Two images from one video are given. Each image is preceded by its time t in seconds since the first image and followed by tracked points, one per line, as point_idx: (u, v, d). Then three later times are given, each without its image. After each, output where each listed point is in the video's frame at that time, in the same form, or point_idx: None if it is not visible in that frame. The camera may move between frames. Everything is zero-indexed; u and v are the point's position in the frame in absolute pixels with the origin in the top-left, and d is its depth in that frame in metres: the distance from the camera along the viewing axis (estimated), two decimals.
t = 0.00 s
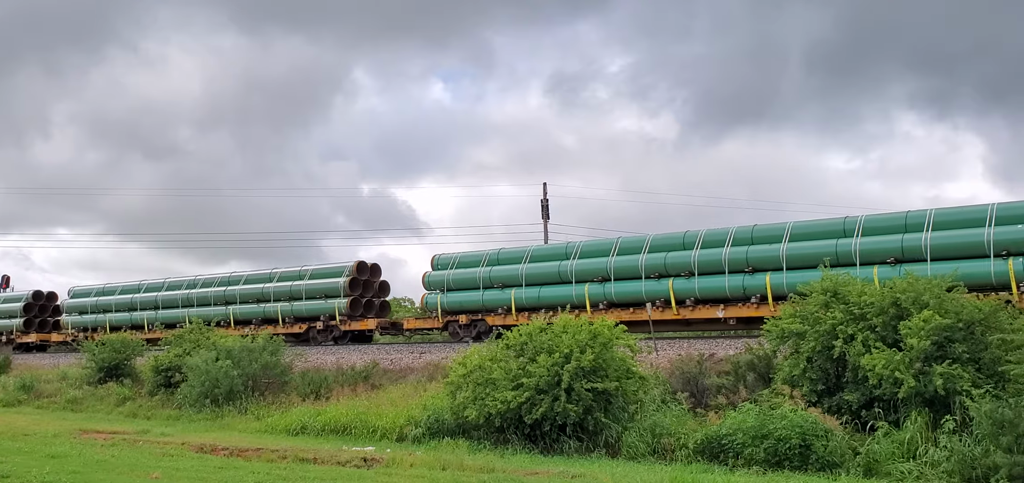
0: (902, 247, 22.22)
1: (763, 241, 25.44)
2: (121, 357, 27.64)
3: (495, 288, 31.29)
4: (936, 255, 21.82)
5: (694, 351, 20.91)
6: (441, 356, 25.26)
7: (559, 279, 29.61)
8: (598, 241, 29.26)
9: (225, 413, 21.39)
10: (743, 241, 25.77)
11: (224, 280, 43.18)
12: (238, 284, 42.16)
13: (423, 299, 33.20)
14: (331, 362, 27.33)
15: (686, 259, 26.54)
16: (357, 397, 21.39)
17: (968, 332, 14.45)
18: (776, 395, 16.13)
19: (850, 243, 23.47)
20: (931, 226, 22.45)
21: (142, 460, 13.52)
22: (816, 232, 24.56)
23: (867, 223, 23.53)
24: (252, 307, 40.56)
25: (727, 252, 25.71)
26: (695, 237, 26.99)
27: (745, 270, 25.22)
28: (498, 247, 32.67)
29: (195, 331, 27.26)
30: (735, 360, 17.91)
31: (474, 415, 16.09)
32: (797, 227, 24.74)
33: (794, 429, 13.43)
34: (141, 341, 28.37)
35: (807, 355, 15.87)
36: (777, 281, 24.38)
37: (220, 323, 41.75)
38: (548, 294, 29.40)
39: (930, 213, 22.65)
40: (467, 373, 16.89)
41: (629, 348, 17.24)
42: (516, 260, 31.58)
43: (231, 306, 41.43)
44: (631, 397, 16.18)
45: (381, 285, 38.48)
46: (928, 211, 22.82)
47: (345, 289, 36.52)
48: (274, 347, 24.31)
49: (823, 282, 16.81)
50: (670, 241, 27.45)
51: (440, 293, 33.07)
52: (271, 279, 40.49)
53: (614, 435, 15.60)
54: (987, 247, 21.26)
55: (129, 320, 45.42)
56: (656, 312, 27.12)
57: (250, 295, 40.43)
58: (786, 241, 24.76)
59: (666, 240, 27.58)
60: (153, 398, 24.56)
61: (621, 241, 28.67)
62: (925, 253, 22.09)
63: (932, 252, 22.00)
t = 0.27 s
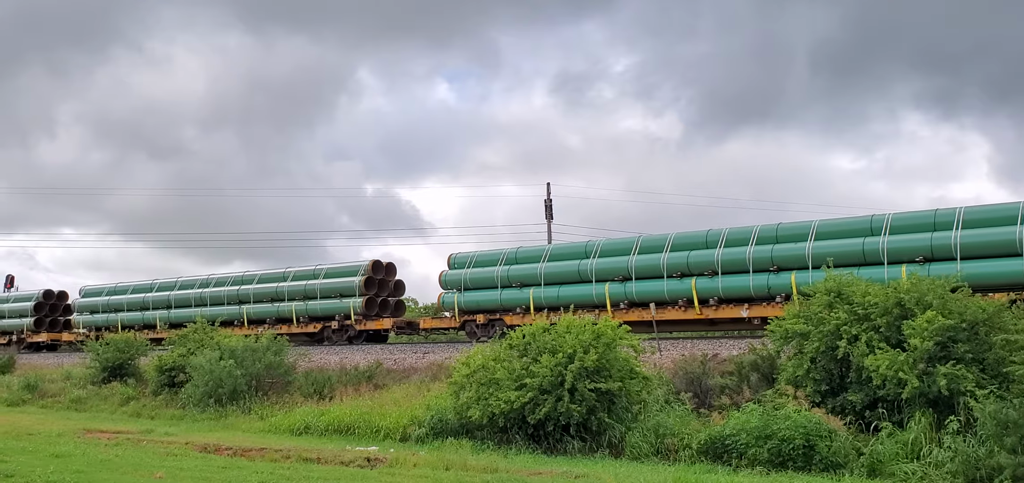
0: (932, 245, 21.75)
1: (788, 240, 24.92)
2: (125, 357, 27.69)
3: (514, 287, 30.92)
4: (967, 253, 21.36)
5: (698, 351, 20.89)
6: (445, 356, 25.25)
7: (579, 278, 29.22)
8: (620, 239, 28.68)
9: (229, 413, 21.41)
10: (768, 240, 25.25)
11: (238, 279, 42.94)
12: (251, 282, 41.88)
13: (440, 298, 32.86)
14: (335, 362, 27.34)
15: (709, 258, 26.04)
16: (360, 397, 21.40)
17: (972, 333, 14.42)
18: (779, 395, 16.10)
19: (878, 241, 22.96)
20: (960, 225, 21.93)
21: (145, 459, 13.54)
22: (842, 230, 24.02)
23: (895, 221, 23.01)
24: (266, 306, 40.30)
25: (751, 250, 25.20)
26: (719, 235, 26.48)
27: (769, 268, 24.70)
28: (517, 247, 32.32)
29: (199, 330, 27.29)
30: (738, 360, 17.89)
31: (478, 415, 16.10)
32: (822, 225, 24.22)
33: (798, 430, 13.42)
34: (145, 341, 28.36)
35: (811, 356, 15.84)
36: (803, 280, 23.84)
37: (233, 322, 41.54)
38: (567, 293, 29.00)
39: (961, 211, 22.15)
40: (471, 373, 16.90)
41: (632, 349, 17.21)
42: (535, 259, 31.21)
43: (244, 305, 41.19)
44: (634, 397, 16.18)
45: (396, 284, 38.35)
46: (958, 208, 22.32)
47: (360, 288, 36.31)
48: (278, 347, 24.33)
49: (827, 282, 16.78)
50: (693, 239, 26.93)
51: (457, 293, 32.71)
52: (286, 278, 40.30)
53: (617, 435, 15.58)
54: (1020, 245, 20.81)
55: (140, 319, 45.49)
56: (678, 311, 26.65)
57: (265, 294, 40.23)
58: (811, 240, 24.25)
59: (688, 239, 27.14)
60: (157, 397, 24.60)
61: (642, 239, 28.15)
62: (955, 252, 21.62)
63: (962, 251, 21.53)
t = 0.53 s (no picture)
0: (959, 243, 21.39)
1: (812, 239, 24.54)
2: (128, 356, 27.72)
3: (531, 285, 30.52)
4: (996, 251, 20.98)
5: (700, 351, 20.90)
6: (447, 356, 25.26)
7: (597, 276, 28.83)
8: (639, 238, 28.42)
9: (232, 413, 21.43)
10: (791, 239, 24.86)
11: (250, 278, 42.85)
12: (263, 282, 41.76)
13: (455, 297, 32.52)
14: (337, 362, 27.37)
15: (731, 256, 25.63)
16: (362, 397, 21.40)
17: (975, 332, 14.40)
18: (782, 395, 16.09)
19: (904, 239, 22.59)
20: (989, 223, 21.54)
21: (148, 459, 13.54)
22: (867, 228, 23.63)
23: (921, 219, 22.64)
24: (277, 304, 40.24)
25: (775, 249, 24.79)
26: (741, 234, 26.07)
27: (793, 267, 24.31)
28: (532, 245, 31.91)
29: (201, 330, 27.30)
30: (740, 360, 17.90)
31: (480, 415, 16.11)
32: (847, 224, 23.84)
33: (800, 430, 13.43)
34: (147, 341, 28.43)
35: (813, 356, 15.83)
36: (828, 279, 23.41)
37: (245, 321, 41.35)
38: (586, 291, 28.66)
39: (989, 208, 21.77)
40: (473, 373, 16.91)
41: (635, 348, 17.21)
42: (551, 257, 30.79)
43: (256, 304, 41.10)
44: (636, 397, 16.18)
45: (410, 284, 38.39)
46: (986, 206, 21.93)
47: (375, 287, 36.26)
48: (280, 347, 24.36)
49: (830, 282, 16.77)
50: (714, 237, 26.60)
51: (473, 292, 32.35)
52: (299, 277, 40.29)
53: (619, 435, 15.59)
54: None
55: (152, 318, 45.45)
56: (699, 310, 26.28)
57: (277, 293, 40.16)
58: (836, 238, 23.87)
59: (710, 237, 26.73)
60: (159, 397, 24.61)
61: (663, 237, 27.80)
62: (983, 249, 21.24)
63: (991, 249, 21.15)
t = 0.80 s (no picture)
0: (985, 241, 21.08)
1: (833, 237, 24.20)
2: (127, 357, 27.70)
3: (545, 285, 30.08)
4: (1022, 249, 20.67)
5: (699, 351, 20.91)
6: (446, 356, 25.26)
7: (614, 275, 28.35)
8: (655, 236, 27.90)
9: (231, 413, 21.42)
10: (812, 237, 24.52)
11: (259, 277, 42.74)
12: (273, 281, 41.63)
13: (468, 297, 32.18)
14: (336, 362, 27.38)
15: (750, 255, 25.21)
16: (361, 398, 21.37)
17: (973, 332, 14.45)
18: (781, 395, 16.08)
19: (928, 238, 22.29)
20: (1016, 220, 21.28)
21: (147, 459, 13.53)
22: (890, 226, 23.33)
23: (945, 217, 22.35)
24: (287, 303, 40.17)
25: (795, 247, 24.41)
26: (761, 231, 25.64)
27: (815, 266, 23.94)
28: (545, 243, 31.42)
29: (200, 330, 27.27)
30: (739, 360, 17.90)
31: (480, 415, 16.11)
32: (869, 222, 23.53)
33: (800, 430, 13.43)
34: (147, 341, 28.41)
35: (813, 356, 15.83)
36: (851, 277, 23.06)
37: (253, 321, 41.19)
38: (602, 291, 28.18)
39: (1015, 206, 21.47)
40: (472, 373, 16.90)
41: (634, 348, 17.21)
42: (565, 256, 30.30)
43: (266, 304, 40.96)
44: (635, 397, 16.18)
45: (421, 283, 38.35)
46: (1012, 204, 21.63)
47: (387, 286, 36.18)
48: (280, 347, 24.35)
49: (829, 282, 16.78)
50: (734, 235, 26.10)
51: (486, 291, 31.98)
52: (308, 276, 40.25)
53: (619, 435, 15.59)
54: None
55: (160, 318, 45.33)
56: (719, 310, 25.82)
57: (287, 292, 40.07)
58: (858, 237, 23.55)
59: (729, 235, 26.20)
60: (159, 397, 24.60)
61: (680, 235, 27.29)
62: (1009, 248, 20.94)
63: (1017, 247, 20.85)
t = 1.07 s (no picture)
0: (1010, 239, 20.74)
1: (853, 235, 23.83)
2: (124, 357, 27.66)
3: (558, 284, 29.70)
4: None
5: (697, 351, 20.91)
6: (444, 356, 25.26)
7: (629, 275, 27.96)
8: (671, 235, 27.56)
9: (229, 413, 21.40)
10: (832, 235, 24.11)
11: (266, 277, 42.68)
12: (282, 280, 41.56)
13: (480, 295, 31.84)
14: (334, 362, 27.39)
15: (768, 253, 24.79)
16: (358, 398, 21.33)
17: (971, 332, 14.45)
18: (779, 395, 16.08)
19: (950, 236, 21.96)
20: None
21: (145, 460, 13.52)
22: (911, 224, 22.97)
23: (967, 214, 22.00)
24: (296, 302, 40.13)
25: (815, 245, 24.00)
26: (779, 229, 25.26)
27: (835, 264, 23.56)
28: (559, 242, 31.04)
29: (198, 331, 27.24)
30: (737, 360, 17.90)
31: (478, 415, 16.10)
32: (890, 219, 23.16)
33: (798, 429, 13.42)
34: (145, 342, 28.36)
35: (810, 355, 15.84)
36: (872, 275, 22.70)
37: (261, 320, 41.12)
38: (617, 290, 27.85)
39: None
40: (470, 373, 16.89)
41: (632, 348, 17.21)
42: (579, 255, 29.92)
43: (274, 303, 40.85)
44: (633, 397, 16.17)
45: (432, 282, 38.30)
46: None
47: (398, 285, 36.12)
48: (278, 347, 24.34)
49: (826, 282, 16.78)
50: (752, 233, 25.74)
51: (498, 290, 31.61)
52: (318, 276, 40.24)
53: (617, 434, 15.59)
54: None
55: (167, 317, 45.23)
56: (736, 309, 25.44)
57: (297, 291, 40.00)
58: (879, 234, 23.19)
59: (746, 233, 25.85)
60: (156, 398, 24.59)
61: (696, 233, 26.95)
62: None
63: None
